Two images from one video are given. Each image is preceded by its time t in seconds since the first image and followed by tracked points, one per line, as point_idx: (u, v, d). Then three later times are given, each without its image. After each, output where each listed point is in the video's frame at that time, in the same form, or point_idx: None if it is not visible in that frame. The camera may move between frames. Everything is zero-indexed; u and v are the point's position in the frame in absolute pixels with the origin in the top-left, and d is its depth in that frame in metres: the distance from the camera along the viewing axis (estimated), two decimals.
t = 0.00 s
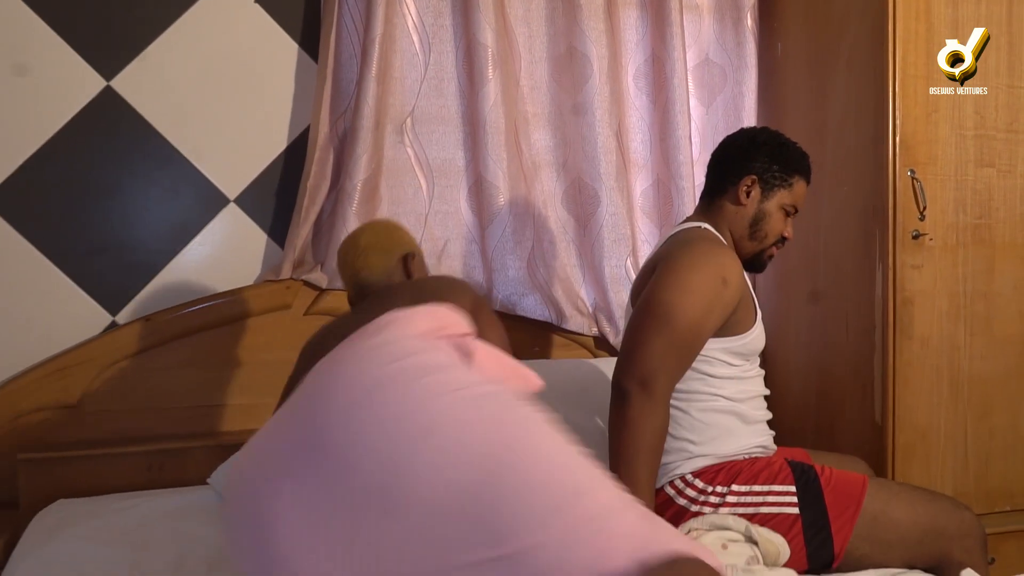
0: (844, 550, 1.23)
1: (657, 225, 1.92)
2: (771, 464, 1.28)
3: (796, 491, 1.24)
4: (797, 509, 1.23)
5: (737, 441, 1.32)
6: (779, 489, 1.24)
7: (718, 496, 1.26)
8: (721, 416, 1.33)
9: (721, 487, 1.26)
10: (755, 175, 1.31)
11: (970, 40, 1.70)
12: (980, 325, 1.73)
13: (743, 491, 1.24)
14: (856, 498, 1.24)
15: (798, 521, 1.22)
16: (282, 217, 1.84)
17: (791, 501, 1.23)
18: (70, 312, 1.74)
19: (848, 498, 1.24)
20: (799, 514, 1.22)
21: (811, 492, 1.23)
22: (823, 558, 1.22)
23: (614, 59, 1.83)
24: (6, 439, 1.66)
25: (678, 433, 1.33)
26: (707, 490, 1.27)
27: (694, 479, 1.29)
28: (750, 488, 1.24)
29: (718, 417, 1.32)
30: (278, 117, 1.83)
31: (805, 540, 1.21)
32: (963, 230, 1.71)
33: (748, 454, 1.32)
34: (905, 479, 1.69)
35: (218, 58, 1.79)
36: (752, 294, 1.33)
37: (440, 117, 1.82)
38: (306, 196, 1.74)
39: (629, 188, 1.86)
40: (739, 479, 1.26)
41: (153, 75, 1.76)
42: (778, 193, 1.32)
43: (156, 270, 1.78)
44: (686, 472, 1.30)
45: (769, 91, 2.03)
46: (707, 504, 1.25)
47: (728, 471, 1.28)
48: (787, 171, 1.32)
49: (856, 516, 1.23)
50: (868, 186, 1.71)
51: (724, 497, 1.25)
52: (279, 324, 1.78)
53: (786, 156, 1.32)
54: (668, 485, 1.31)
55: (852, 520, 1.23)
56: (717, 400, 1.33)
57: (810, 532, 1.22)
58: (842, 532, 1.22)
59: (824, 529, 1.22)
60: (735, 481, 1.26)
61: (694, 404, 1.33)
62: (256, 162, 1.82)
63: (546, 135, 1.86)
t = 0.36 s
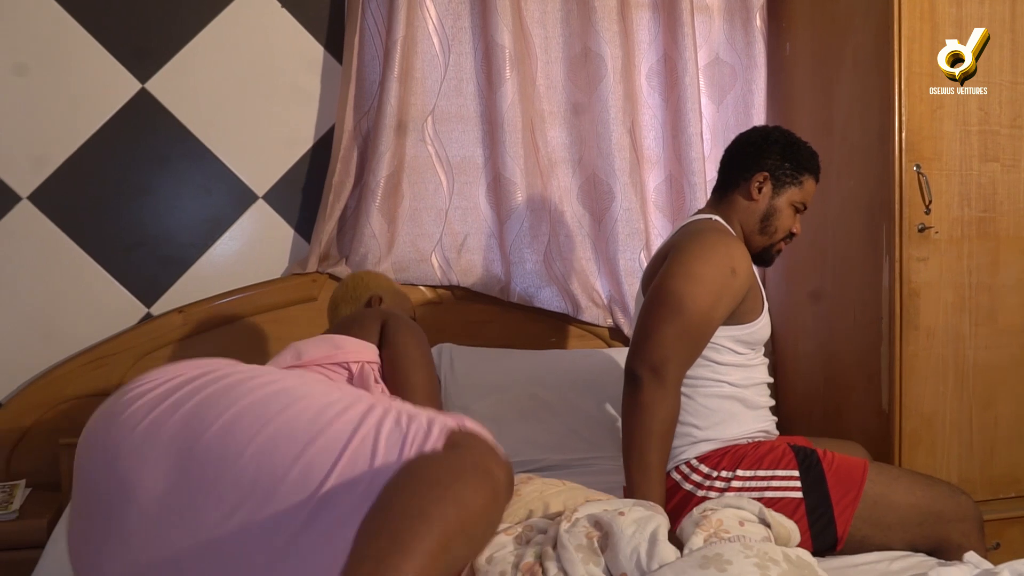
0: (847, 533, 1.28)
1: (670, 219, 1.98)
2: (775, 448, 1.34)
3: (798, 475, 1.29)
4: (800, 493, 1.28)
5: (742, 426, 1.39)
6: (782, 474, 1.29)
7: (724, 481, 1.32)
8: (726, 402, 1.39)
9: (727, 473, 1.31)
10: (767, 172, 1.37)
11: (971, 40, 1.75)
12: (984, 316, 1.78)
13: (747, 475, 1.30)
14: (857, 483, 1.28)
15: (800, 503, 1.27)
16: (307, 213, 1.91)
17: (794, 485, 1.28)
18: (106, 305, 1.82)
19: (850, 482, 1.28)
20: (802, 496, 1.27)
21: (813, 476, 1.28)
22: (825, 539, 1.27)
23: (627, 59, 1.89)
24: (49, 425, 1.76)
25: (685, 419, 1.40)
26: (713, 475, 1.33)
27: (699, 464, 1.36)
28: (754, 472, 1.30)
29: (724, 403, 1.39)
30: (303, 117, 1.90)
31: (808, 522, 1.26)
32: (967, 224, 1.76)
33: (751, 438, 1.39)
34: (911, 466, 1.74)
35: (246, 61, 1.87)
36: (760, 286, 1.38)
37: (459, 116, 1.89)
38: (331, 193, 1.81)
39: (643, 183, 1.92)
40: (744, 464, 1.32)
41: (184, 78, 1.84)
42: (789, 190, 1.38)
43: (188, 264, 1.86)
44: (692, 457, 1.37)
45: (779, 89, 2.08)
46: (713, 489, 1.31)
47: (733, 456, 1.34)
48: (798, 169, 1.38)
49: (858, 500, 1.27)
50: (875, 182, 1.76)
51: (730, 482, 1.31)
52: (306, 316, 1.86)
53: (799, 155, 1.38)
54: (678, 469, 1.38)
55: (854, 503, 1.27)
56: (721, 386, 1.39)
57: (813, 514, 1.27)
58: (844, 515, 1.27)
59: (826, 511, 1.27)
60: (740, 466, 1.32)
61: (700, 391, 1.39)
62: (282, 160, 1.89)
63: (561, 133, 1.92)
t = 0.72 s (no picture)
0: (870, 530, 1.28)
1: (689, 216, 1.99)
2: (796, 446, 1.35)
3: (820, 474, 1.30)
4: (822, 491, 1.29)
5: (762, 424, 1.39)
6: (804, 472, 1.30)
7: (745, 479, 1.33)
8: (746, 400, 1.39)
9: (748, 471, 1.32)
10: (779, 167, 1.36)
11: (971, 40, 1.74)
12: (1007, 312, 1.77)
13: (769, 473, 1.31)
14: (880, 481, 1.29)
15: (822, 501, 1.28)
16: (329, 211, 1.92)
17: (816, 483, 1.29)
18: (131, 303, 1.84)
19: (872, 481, 1.29)
20: (823, 495, 1.28)
21: (835, 474, 1.29)
22: (847, 536, 1.28)
23: (646, 57, 1.89)
24: (75, 423, 1.78)
25: (705, 417, 1.39)
26: (734, 474, 1.34)
27: (721, 463, 1.36)
28: (776, 471, 1.31)
29: (744, 402, 1.38)
30: (324, 116, 1.91)
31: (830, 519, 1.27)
32: (990, 220, 1.76)
33: (772, 437, 1.39)
34: (933, 463, 1.74)
35: (267, 61, 1.88)
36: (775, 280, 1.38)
37: (479, 114, 1.90)
38: (352, 192, 1.83)
39: (663, 180, 1.92)
40: (766, 462, 1.33)
41: (207, 78, 1.86)
42: (802, 183, 1.38)
43: (211, 263, 1.88)
44: (713, 455, 1.37)
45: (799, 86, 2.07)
46: (735, 487, 1.32)
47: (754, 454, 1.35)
48: (810, 160, 1.37)
49: (881, 498, 1.28)
50: (896, 178, 1.76)
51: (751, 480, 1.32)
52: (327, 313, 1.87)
53: (811, 147, 1.37)
54: (698, 468, 1.38)
55: (877, 501, 1.28)
56: (742, 384, 1.39)
57: (835, 512, 1.28)
58: (867, 512, 1.28)
59: (848, 509, 1.28)
60: (762, 464, 1.33)
61: (720, 390, 1.38)
62: (304, 159, 1.91)
63: (581, 130, 1.93)
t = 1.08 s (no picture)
0: (897, 529, 1.28)
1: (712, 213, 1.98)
2: (822, 445, 1.33)
3: (845, 472, 1.28)
4: (848, 490, 1.28)
5: (786, 424, 1.36)
6: (829, 471, 1.29)
7: (770, 478, 1.31)
8: (768, 400, 1.36)
9: (773, 470, 1.31)
10: (780, 160, 1.35)
11: (971, 39, 1.71)
12: None
13: (794, 471, 1.30)
14: (906, 480, 1.28)
15: (848, 500, 1.27)
16: (351, 210, 1.93)
17: (842, 482, 1.28)
18: (156, 302, 1.86)
19: (898, 480, 1.28)
20: (849, 494, 1.27)
21: (861, 472, 1.28)
22: (873, 537, 1.27)
23: (667, 54, 1.88)
24: (101, 420, 1.80)
25: (728, 418, 1.37)
26: (758, 473, 1.32)
27: (745, 462, 1.34)
28: (801, 470, 1.30)
29: (767, 402, 1.36)
30: (346, 114, 1.92)
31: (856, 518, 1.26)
32: (1017, 215, 1.74)
33: (799, 436, 1.37)
34: (958, 460, 1.73)
35: (290, 60, 1.89)
36: (791, 275, 1.35)
37: (501, 112, 1.90)
38: (374, 190, 1.84)
39: (685, 177, 1.92)
40: (791, 461, 1.31)
41: (230, 78, 1.87)
42: (807, 172, 1.35)
43: (235, 261, 1.89)
44: (737, 456, 1.35)
45: (822, 81, 2.06)
46: (759, 486, 1.31)
47: (778, 453, 1.33)
48: (813, 149, 1.34)
49: (907, 497, 1.27)
50: (921, 172, 1.74)
51: (776, 479, 1.30)
52: (351, 310, 1.87)
53: (810, 135, 1.33)
54: (721, 468, 1.36)
55: (903, 500, 1.27)
56: (765, 383, 1.36)
57: (860, 511, 1.27)
58: (893, 512, 1.27)
59: (875, 508, 1.27)
60: (787, 463, 1.31)
61: (742, 391, 1.36)
62: (326, 157, 1.91)
63: (603, 127, 1.92)
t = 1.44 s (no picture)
0: (924, 530, 1.26)
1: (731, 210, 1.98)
2: (844, 445, 1.32)
3: (870, 473, 1.27)
4: (872, 491, 1.26)
5: (809, 423, 1.35)
6: (854, 472, 1.28)
7: (794, 480, 1.30)
8: (790, 400, 1.34)
9: (797, 472, 1.30)
10: (778, 157, 1.34)
11: (971, 39, 1.68)
12: None
13: (818, 474, 1.29)
14: (930, 482, 1.27)
15: (873, 502, 1.26)
16: (372, 208, 1.93)
17: (867, 484, 1.27)
18: (178, 300, 1.87)
19: (923, 480, 1.26)
20: (874, 495, 1.26)
21: (885, 473, 1.27)
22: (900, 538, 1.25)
23: (688, 51, 1.88)
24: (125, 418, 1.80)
25: (750, 420, 1.36)
26: (781, 475, 1.31)
27: (767, 464, 1.33)
28: (825, 472, 1.29)
29: (789, 402, 1.34)
30: (367, 112, 1.92)
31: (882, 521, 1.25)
32: None
33: (819, 437, 1.35)
34: (983, 458, 1.72)
35: (311, 58, 1.89)
36: (809, 273, 1.32)
37: (521, 109, 1.90)
38: (395, 187, 1.84)
39: (705, 174, 1.91)
40: (814, 463, 1.30)
41: (251, 77, 1.87)
42: (808, 167, 1.33)
43: (256, 259, 1.90)
44: (760, 457, 1.34)
45: (842, 77, 2.05)
46: (783, 488, 1.30)
47: (801, 455, 1.32)
48: (810, 142, 1.32)
49: (933, 498, 1.26)
50: (944, 168, 1.73)
51: (800, 482, 1.30)
52: (372, 308, 1.88)
53: (807, 129, 1.31)
54: (744, 470, 1.35)
55: (929, 501, 1.26)
56: (786, 384, 1.34)
57: (888, 513, 1.26)
58: (919, 514, 1.26)
59: (901, 510, 1.26)
60: (810, 465, 1.30)
61: (764, 391, 1.34)
62: (346, 155, 1.92)
63: (623, 124, 1.93)
